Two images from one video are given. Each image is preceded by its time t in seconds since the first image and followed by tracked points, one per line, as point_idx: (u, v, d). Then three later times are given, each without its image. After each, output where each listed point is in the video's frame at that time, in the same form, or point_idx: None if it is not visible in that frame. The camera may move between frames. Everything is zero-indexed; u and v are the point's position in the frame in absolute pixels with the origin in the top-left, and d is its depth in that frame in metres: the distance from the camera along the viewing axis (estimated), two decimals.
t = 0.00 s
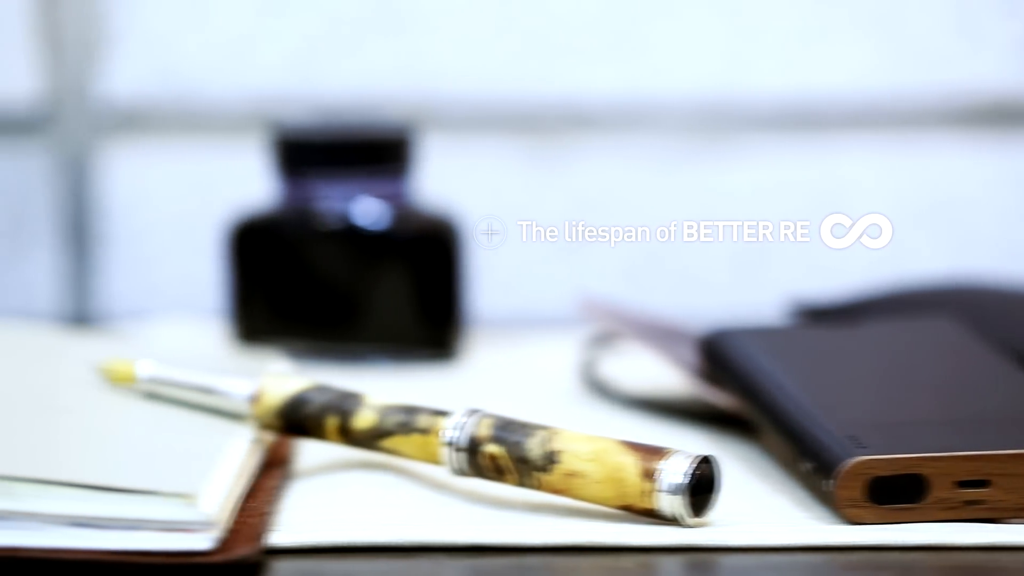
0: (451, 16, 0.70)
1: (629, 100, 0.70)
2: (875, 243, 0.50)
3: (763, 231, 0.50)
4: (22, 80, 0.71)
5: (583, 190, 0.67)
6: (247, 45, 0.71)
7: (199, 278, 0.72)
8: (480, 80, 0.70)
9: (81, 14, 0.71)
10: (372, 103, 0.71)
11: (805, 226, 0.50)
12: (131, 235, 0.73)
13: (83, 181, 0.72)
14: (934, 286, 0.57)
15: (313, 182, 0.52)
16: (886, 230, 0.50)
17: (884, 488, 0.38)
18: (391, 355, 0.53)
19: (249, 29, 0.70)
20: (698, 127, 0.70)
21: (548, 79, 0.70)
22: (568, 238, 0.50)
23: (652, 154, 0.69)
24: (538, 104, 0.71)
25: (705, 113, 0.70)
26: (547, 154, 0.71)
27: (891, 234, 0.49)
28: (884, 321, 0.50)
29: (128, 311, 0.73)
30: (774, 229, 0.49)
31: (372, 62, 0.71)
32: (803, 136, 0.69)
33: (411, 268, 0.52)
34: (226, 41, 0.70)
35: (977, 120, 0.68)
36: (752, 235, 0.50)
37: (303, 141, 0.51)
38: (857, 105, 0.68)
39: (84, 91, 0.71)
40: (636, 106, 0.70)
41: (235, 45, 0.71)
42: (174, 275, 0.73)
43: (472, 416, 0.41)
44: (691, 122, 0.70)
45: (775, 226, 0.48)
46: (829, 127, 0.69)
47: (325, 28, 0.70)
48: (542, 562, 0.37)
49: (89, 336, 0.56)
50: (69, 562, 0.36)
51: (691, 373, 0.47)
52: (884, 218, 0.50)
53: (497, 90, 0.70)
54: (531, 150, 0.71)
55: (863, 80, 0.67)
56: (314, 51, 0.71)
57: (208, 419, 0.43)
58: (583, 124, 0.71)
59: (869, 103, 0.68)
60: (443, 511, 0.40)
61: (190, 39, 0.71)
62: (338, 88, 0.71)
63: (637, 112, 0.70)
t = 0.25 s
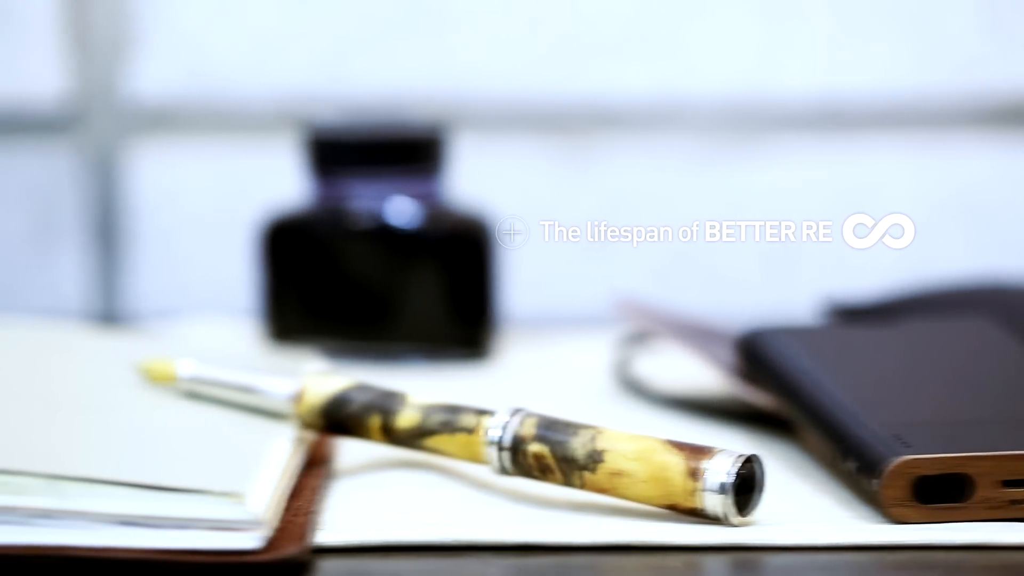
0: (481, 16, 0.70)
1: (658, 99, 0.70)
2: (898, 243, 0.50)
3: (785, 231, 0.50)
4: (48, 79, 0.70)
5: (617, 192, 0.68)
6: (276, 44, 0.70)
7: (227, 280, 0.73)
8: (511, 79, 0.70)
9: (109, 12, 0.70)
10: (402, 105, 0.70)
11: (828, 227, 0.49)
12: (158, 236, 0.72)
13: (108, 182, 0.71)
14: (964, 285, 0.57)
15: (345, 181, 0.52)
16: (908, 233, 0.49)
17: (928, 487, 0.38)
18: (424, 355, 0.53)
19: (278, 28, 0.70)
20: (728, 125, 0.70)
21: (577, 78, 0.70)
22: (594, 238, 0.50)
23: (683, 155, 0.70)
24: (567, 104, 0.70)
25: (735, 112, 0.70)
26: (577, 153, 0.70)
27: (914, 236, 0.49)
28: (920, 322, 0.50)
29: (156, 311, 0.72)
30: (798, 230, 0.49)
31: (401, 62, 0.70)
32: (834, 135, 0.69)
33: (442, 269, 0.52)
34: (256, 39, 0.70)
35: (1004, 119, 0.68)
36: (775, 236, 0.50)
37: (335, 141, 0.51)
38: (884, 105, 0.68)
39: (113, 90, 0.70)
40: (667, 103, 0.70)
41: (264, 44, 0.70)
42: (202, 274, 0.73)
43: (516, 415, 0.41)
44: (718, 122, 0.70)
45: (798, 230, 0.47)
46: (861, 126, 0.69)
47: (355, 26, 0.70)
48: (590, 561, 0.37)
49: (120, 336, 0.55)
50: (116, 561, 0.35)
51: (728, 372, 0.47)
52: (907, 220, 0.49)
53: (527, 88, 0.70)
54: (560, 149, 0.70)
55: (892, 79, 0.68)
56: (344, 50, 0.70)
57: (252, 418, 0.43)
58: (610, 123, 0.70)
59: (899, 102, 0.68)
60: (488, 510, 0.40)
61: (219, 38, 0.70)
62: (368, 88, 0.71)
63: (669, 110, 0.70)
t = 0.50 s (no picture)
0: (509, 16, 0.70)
1: (685, 100, 0.70)
2: (920, 243, 0.49)
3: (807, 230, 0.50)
4: (74, 78, 0.69)
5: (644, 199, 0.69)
6: (304, 45, 0.70)
7: (255, 279, 0.73)
8: (538, 80, 0.70)
9: (135, 11, 0.69)
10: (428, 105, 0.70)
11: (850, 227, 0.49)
12: (183, 235, 0.72)
13: (134, 181, 0.71)
14: (997, 284, 0.56)
15: (376, 180, 0.52)
16: (931, 230, 0.49)
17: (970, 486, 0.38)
18: (454, 354, 0.53)
19: (305, 27, 0.70)
20: (754, 124, 0.70)
21: (604, 77, 0.70)
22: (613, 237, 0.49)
23: (710, 154, 0.70)
24: (594, 103, 0.70)
25: (763, 111, 0.69)
26: (604, 153, 0.70)
27: (936, 235, 0.48)
28: (956, 322, 0.49)
29: (182, 310, 0.73)
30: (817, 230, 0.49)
31: (427, 62, 0.70)
32: (859, 133, 0.69)
33: (474, 268, 0.52)
34: (284, 39, 0.70)
35: None
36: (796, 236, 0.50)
37: (367, 140, 0.51)
38: (910, 103, 0.68)
39: (139, 89, 0.69)
40: (693, 103, 0.70)
41: (292, 45, 0.70)
42: (228, 272, 0.73)
43: (556, 414, 0.41)
44: (745, 121, 0.70)
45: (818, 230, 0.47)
46: (889, 126, 0.69)
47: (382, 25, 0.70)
48: (633, 560, 0.37)
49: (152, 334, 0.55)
50: (162, 560, 0.35)
51: (763, 371, 0.47)
52: (929, 218, 0.49)
53: (554, 87, 0.70)
54: (587, 147, 0.70)
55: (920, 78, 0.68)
56: (370, 49, 0.70)
57: (285, 415, 0.43)
58: (638, 123, 0.70)
59: (926, 100, 0.68)
60: (530, 510, 0.40)
61: (247, 38, 0.70)
62: (395, 88, 0.71)
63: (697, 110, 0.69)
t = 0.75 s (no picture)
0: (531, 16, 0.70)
1: (705, 99, 0.70)
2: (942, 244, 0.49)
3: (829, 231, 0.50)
4: (94, 78, 0.69)
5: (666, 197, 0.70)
6: (325, 44, 0.70)
7: (275, 277, 0.73)
8: (558, 79, 0.70)
9: (156, 11, 0.69)
10: (448, 104, 0.70)
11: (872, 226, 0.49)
12: (204, 233, 0.72)
13: (155, 181, 0.71)
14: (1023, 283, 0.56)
15: (401, 179, 0.52)
16: (953, 231, 0.49)
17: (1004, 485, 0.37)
18: (479, 352, 0.53)
19: (326, 27, 0.70)
20: (774, 123, 0.70)
21: (625, 77, 0.70)
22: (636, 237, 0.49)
23: (731, 154, 0.70)
24: (615, 103, 0.70)
25: (785, 111, 0.69)
26: (624, 153, 0.71)
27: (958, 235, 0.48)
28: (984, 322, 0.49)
29: (203, 309, 0.73)
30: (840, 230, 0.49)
31: (449, 61, 0.70)
32: (879, 134, 0.69)
33: (499, 267, 0.52)
34: (304, 38, 0.70)
35: None
36: (819, 236, 0.50)
37: (392, 139, 0.51)
38: (934, 103, 0.68)
39: (160, 88, 0.69)
40: (715, 103, 0.70)
41: (312, 44, 0.70)
42: (250, 271, 0.73)
43: (588, 413, 0.41)
44: (767, 121, 0.70)
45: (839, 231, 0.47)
46: (911, 127, 0.68)
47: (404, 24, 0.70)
48: (667, 558, 0.37)
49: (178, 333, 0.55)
50: (198, 559, 0.36)
51: (791, 369, 0.47)
52: (951, 219, 0.49)
53: (574, 86, 0.70)
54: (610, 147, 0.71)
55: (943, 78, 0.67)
56: (391, 49, 0.70)
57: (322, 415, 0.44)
58: (661, 122, 0.70)
59: (949, 100, 0.68)
60: (562, 508, 0.40)
61: (267, 37, 0.70)
62: (416, 88, 0.70)
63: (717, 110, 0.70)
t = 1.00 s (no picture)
0: (552, 14, 0.69)
1: (726, 97, 0.70)
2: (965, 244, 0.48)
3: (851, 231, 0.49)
4: (116, 77, 0.69)
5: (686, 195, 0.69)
6: (346, 42, 0.70)
7: (296, 273, 0.73)
8: (578, 77, 0.70)
9: (176, 9, 0.69)
10: (468, 102, 0.70)
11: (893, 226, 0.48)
12: (225, 232, 0.72)
13: (176, 179, 0.71)
14: None
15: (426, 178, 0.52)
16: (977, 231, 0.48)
17: None
18: (503, 351, 0.53)
19: (348, 26, 0.69)
20: (793, 121, 0.70)
21: (646, 75, 0.70)
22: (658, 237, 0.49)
23: (753, 153, 0.70)
24: (637, 101, 0.70)
25: (807, 109, 0.69)
26: (646, 153, 0.71)
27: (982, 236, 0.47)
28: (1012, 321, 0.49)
29: (225, 308, 0.72)
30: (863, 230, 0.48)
31: (471, 60, 0.70)
32: (903, 134, 0.69)
33: (524, 266, 0.52)
34: (324, 37, 0.70)
35: None
36: (842, 236, 0.49)
37: (418, 137, 0.51)
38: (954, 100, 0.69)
39: (180, 87, 0.69)
40: (736, 102, 0.70)
41: (333, 42, 0.70)
42: (272, 269, 0.73)
43: (619, 412, 0.41)
44: (789, 120, 0.70)
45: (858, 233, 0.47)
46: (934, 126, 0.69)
47: (425, 23, 0.69)
48: (701, 557, 0.37)
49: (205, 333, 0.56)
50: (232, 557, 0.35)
51: (818, 368, 0.47)
52: (974, 219, 0.48)
53: (594, 83, 0.70)
54: (631, 146, 0.71)
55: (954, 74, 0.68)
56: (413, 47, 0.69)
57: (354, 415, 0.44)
58: (683, 121, 0.70)
59: (968, 99, 0.69)
60: (593, 507, 0.40)
61: (287, 35, 0.70)
62: (438, 86, 0.70)
63: (741, 108, 0.70)
